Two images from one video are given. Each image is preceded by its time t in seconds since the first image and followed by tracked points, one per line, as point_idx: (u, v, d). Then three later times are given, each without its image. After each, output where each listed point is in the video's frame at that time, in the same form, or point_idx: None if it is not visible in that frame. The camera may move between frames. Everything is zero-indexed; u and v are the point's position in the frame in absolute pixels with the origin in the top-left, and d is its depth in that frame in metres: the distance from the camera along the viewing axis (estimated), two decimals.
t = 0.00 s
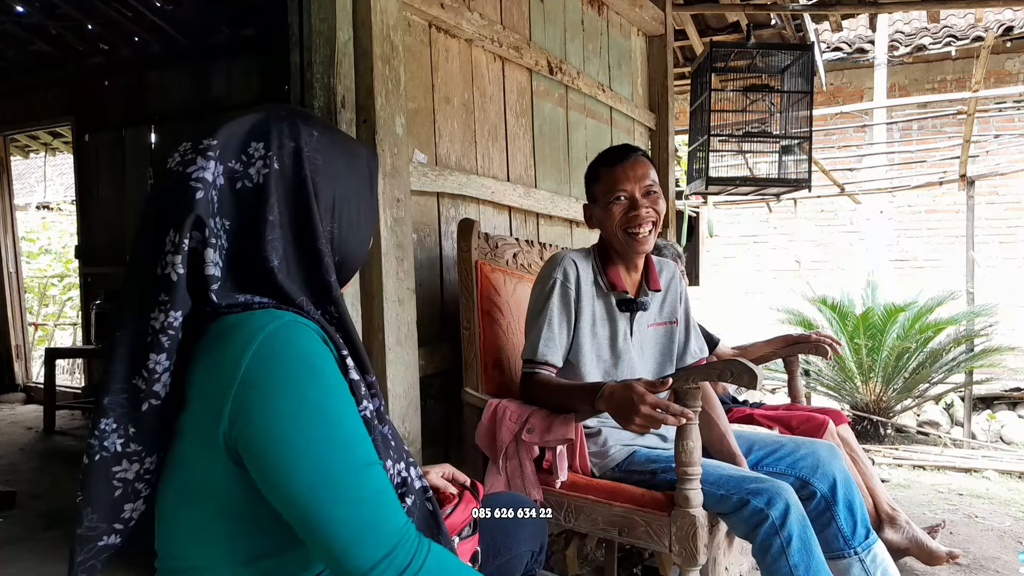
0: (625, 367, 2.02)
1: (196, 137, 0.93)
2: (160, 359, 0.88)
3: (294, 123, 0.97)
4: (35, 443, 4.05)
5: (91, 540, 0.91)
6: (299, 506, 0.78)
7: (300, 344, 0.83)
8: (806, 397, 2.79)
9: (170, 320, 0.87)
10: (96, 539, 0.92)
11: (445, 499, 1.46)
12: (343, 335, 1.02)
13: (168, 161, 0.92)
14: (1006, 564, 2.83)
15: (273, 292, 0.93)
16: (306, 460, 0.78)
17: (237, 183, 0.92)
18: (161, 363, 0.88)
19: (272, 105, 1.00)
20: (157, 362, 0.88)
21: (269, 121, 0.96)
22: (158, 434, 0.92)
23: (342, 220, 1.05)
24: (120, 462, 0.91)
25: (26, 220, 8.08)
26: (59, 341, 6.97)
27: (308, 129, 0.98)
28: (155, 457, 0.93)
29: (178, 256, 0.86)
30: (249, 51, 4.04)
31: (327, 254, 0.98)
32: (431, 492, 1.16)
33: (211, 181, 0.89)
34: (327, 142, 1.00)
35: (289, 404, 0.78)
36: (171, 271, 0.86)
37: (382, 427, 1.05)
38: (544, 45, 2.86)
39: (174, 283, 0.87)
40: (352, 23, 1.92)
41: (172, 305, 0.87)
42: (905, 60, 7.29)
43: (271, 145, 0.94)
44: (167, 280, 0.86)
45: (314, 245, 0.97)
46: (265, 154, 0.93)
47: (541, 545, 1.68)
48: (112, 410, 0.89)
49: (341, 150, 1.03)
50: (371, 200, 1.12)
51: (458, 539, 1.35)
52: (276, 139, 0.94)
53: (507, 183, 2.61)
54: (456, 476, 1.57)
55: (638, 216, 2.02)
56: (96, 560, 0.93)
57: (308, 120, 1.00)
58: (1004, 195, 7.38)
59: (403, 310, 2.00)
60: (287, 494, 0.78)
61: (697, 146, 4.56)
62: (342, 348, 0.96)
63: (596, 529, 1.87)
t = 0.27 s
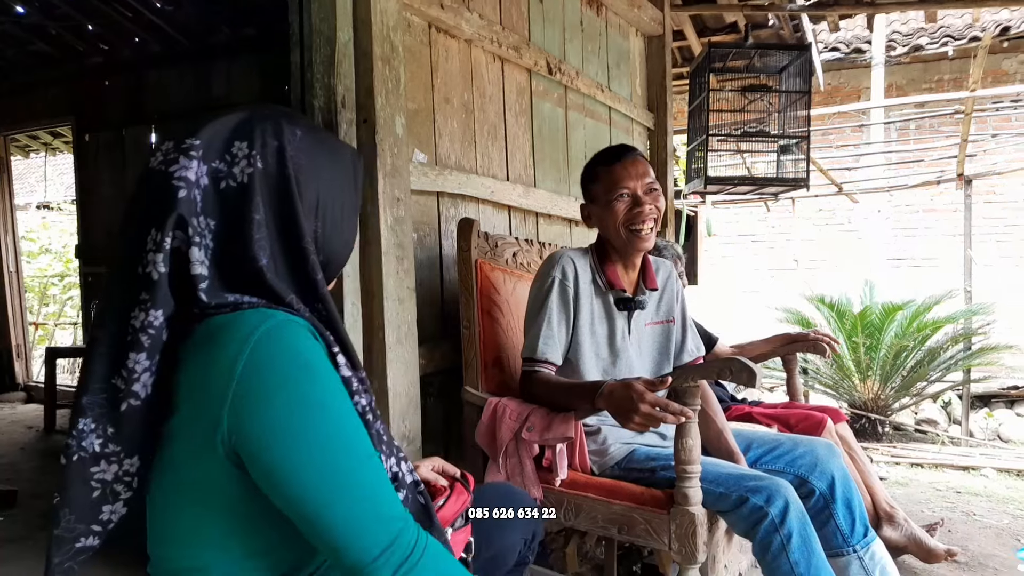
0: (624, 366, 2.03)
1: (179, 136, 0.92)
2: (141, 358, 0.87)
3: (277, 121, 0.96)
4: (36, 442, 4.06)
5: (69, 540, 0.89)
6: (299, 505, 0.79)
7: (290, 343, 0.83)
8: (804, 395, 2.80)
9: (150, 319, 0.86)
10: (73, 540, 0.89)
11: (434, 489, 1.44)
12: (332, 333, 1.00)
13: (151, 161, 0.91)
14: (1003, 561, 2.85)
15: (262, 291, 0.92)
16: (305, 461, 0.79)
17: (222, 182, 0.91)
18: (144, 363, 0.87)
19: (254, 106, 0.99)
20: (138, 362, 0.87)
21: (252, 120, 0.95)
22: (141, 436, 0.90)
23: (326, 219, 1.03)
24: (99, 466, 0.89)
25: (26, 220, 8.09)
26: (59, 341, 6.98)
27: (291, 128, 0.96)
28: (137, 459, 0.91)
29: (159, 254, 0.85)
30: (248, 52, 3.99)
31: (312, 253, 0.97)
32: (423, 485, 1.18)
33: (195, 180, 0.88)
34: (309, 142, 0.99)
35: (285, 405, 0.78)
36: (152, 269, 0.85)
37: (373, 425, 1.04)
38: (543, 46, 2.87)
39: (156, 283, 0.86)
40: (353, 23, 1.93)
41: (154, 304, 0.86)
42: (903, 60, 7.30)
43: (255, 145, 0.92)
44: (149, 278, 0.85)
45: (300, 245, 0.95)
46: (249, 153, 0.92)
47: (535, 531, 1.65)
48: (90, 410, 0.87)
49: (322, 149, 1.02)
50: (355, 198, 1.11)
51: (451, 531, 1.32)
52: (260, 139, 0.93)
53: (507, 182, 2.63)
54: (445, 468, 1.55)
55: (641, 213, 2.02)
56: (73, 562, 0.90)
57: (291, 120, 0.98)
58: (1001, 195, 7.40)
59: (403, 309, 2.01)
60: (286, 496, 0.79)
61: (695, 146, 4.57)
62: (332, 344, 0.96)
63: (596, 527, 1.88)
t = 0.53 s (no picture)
0: (624, 370, 2.03)
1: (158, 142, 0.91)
2: (122, 361, 0.87)
3: (255, 126, 0.95)
4: (37, 445, 4.06)
5: (52, 544, 0.89)
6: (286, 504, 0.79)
7: (273, 343, 0.83)
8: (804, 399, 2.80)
9: (132, 322, 0.86)
10: (57, 543, 0.89)
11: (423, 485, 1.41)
12: (314, 333, 0.99)
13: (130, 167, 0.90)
14: (1004, 565, 2.84)
15: (245, 293, 0.91)
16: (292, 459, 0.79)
17: (202, 187, 0.90)
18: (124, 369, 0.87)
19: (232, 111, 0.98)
20: (119, 364, 0.87)
21: (231, 124, 0.94)
22: (121, 440, 0.90)
23: (308, 222, 1.01)
24: (77, 469, 0.89)
25: (26, 224, 8.09)
26: (60, 345, 6.98)
27: (270, 132, 0.95)
28: (119, 461, 0.91)
29: (139, 259, 0.85)
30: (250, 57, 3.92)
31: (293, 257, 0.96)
32: (412, 484, 1.13)
33: (173, 185, 0.87)
34: (288, 146, 0.97)
35: (272, 406, 0.79)
36: (132, 273, 0.85)
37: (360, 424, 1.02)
38: (543, 50, 2.88)
39: (136, 287, 0.86)
40: (355, 28, 1.94)
41: (134, 308, 0.86)
42: (902, 65, 7.33)
43: (234, 149, 0.91)
44: (128, 282, 0.86)
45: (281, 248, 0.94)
46: (228, 158, 0.91)
47: (529, 523, 1.63)
48: (70, 414, 0.87)
49: (302, 152, 1.00)
50: (336, 199, 1.09)
51: (441, 524, 1.29)
52: (239, 143, 0.92)
53: (507, 186, 2.63)
54: (433, 464, 1.54)
55: (645, 215, 2.03)
56: (57, 564, 0.90)
57: (270, 124, 0.97)
58: (1000, 199, 7.42)
59: (404, 312, 2.01)
60: (272, 497, 0.79)
61: (695, 150, 4.59)
62: (315, 343, 0.94)
63: (597, 529, 1.88)
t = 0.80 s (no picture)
0: (620, 364, 2.03)
1: (115, 138, 0.90)
2: (80, 355, 0.86)
3: (212, 118, 0.91)
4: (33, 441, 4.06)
5: (20, 542, 0.89)
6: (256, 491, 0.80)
7: (239, 331, 0.82)
8: (801, 392, 2.80)
9: (89, 315, 0.86)
10: (26, 541, 0.89)
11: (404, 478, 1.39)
12: (280, 322, 0.98)
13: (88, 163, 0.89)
14: (999, 557, 2.84)
15: (209, 285, 0.89)
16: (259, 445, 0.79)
17: (161, 182, 0.88)
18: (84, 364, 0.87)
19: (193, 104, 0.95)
20: (78, 358, 0.86)
21: (187, 117, 0.91)
22: (83, 435, 0.89)
23: (272, 216, 0.97)
24: (41, 466, 0.88)
25: (23, 221, 8.08)
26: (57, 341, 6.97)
27: (227, 124, 0.91)
28: (83, 458, 0.90)
29: (94, 252, 0.85)
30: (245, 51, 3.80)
31: (256, 248, 0.94)
32: (392, 475, 1.12)
33: (129, 180, 0.86)
34: (249, 137, 0.93)
35: (239, 394, 0.78)
36: (87, 267, 0.85)
37: (333, 412, 1.01)
38: (538, 43, 2.87)
39: (91, 280, 0.85)
40: (346, 20, 1.93)
41: (90, 301, 0.86)
42: (901, 57, 7.30)
43: (190, 142, 0.89)
44: (83, 276, 0.85)
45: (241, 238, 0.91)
46: (185, 151, 0.88)
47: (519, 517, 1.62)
48: (33, 409, 0.87)
49: (267, 143, 0.96)
50: (302, 193, 1.03)
51: (425, 514, 1.29)
52: (195, 135, 0.89)
53: (502, 179, 2.62)
54: (420, 455, 1.53)
55: (645, 208, 2.02)
56: (26, 563, 0.91)
57: (230, 117, 0.93)
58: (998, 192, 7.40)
59: (398, 306, 2.01)
60: (241, 484, 0.79)
61: (691, 144, 4.57)
62: (281, 334, 0.92)
63: (591, 522, 1.88)
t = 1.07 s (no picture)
0: (620, 370, 2.02)
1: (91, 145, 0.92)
2: (46, 353, 0.91)
3: (189, 123, 0.92)
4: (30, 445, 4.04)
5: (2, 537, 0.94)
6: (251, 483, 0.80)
7: (225, 326, 0.83)
8: (800, 398, 2.79)
9: (53, 314, 0.90)
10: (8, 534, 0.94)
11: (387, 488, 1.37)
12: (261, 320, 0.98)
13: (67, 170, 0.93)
14: (999, 565, 2.82)
15: (191, 284, 0.91)
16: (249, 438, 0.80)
17: (137, 185, 0.90)
18: (51, 364, 0.91)
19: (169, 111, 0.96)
20: (45, 357, 0.91)
21: (163, 122, 0.92)
22: (52, 433, 0.94)
23: (250, 218, 0.96)
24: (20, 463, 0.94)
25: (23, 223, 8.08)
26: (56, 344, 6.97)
27: (203, 129, 0.92)
28: (56, 457, 0.95)
29: (61, 252, 0.88)
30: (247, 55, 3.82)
31: (234, 249, 0.94)
32: (384, 477, 1.12)
33: (100, 185, 0.88)
34: (225, 141, 0.93)
35: (225, 386, 0.79)
36: (55, 266, 0.89)
37: (319, 408, 1.01)
38: (539, 48, 2.88)
39: (57, 278, 0.89)
40: (347, 25, 1.94)
41: (57, 300, 0.90)
42: (902, 65, 7.32)
43: (165, 146, 0.90)
44: (52, 275, 0.89)
45: (216, 239, 0.92)
46: (160, 155, 0.90)
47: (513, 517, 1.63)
48: (14, 408, 0.93)
49: (244, 146, 0.95)
50: (286, 197, 1.01)
51: (417, 516, 1.28)
52: (170, 140, 0.91)
53: (502, 184, 2.63)
54: (412, 457, 1.52)
55: (648, 214, 2.02)
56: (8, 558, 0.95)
57: (205, 121, 0.94)
58: (999, 200, 7.40)
59: (396, 310, 2.00)
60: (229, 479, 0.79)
61: (692, 150, 4.58)
62: (263, 332, 0.93)
63: (588, 528, 1.87)
